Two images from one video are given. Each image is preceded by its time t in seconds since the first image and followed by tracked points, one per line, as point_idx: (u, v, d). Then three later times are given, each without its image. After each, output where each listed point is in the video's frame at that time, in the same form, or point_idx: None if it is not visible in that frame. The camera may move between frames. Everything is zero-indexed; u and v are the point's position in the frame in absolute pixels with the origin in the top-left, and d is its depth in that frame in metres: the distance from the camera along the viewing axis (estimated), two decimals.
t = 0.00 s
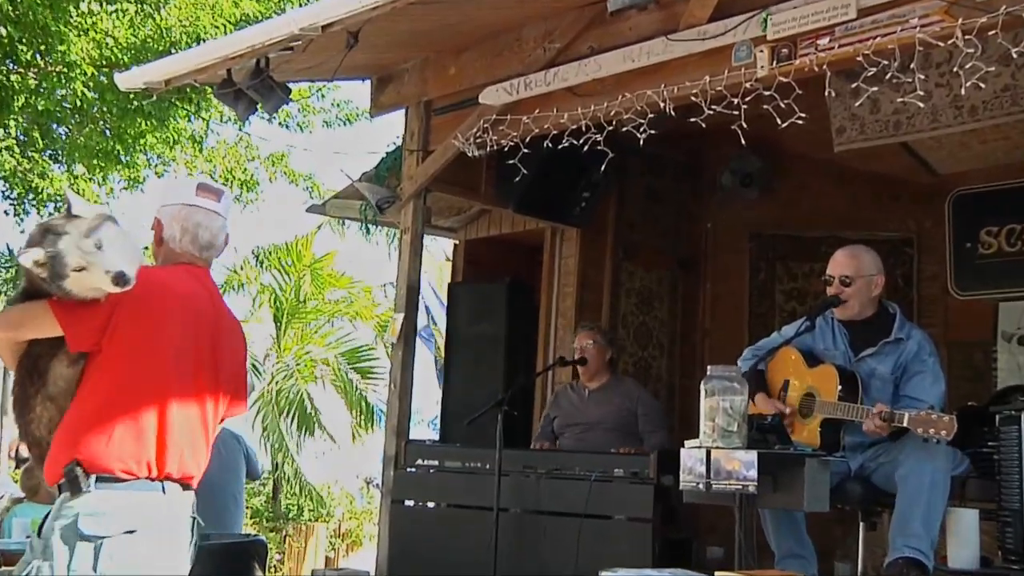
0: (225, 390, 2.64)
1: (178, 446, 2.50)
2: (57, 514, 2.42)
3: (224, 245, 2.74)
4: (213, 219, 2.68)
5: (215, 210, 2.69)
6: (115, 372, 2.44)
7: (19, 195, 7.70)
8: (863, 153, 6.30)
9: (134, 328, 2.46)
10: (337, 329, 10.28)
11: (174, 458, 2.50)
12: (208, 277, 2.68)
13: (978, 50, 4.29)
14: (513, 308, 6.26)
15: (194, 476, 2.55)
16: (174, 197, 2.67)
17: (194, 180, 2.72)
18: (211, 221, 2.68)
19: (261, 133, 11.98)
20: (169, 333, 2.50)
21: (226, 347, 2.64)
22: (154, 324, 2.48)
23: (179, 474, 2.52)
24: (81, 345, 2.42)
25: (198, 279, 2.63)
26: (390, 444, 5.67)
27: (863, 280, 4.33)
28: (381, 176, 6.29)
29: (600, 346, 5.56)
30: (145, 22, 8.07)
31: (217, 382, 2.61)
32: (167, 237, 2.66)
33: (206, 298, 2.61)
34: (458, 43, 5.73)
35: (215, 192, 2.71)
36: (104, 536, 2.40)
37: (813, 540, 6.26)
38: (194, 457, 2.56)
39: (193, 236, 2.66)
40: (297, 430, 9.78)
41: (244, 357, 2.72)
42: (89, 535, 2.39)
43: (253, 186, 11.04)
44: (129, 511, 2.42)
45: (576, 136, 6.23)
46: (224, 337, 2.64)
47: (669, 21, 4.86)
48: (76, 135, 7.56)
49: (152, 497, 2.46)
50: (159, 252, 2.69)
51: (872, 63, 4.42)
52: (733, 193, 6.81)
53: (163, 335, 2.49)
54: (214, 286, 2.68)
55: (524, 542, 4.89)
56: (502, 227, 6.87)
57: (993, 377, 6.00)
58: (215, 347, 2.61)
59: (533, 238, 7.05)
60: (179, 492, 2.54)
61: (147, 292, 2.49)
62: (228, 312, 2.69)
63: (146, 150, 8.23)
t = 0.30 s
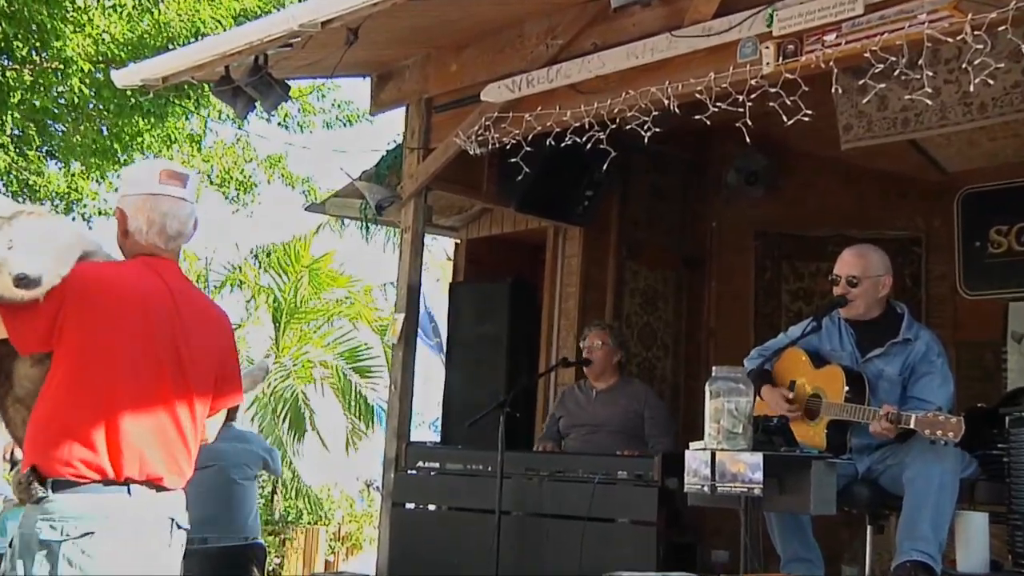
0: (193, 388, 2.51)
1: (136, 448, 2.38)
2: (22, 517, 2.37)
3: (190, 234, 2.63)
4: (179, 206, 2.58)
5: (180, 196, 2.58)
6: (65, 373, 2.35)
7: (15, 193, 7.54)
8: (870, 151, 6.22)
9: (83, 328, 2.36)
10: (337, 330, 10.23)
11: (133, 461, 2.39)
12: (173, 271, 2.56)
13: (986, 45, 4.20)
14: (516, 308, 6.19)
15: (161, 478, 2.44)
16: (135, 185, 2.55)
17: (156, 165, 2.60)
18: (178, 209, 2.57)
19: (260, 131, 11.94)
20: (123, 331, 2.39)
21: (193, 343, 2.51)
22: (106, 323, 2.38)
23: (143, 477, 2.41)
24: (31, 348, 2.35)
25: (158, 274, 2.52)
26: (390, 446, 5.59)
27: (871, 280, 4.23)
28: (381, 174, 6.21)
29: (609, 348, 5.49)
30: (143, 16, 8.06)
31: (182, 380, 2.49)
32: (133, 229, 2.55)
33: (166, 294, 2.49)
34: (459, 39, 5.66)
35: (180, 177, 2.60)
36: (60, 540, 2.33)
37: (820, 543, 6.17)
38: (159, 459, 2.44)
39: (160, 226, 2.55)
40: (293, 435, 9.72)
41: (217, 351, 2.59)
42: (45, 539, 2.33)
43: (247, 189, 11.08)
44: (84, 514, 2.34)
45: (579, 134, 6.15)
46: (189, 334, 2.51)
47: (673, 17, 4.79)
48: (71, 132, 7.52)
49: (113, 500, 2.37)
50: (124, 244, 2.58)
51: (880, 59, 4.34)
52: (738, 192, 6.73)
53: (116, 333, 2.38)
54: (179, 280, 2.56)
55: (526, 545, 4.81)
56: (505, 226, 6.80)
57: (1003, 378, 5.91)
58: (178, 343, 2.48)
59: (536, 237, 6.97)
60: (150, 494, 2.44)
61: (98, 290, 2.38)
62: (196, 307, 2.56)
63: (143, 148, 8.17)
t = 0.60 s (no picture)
0: (172, 393, 2.38)
1: (106, 459, 2.28)
2: None
3: (171, 235, 2.49)
4: (157, 207, 2.44)
5: (158, 196, 2.45)
6: (34, 384, 2.28)
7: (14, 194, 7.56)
8: (872, 151, 6.22)
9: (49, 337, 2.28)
10: (338, 330, 10.25)
11: (104, 472, 2.28)
12: (150, 273, 2.44)
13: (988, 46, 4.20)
14: (517, 308, 6.18)
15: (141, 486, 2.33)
16: (113, 186, 2.42)
17: (132, 164, 2.47)
18: (155, 210, 2.44)
19: (262, 131, 11.95)
20: (90, 339, 2.30)
21: (169, 347, 2.38)
22: (72, 331, 2.29)
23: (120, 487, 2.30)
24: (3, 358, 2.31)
25: (132, 277, 2.39)
26: (391, 446, 5.59)
27: (874, 281, 4.23)
28: (382, 174, 6.21)
29: (610, 348, 5.49)
30: (145, 17, 8.06)
31: (159, 385, 2.36)
32: (110, 233, 2.42)
33: (139, 296, 2.37)
34: (461, 39, 5.66)
35: (157, 175, 2.46)
36: (24, 549, 2.22)
37: (821, 544, 6.17)
38: (138, 468, 2.33)
39: (137, 228, 2.42)
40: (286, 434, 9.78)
41: (202, 353, 2.45)
42: (12, 548, 2.23)
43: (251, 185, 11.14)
44: (50, 522, 2.23)
45: (580, 134, 6.15)
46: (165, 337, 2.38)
47: (675, 17, 4.79)
48: (72, 133, 7.54)
49: (82, 510, 2.26)
50: (101, 245, 2.46)
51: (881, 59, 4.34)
52: (740, 192, 6.73)
53: (82, 341, 2.29)
54: (156, 282, 2.43)
55: (527, 546, 4.81)
56: (506, 226, 6.80)
57: (1005, 378, 5.91)
58: (153, 348, 2.36)
59: (537, 237, 6.97)
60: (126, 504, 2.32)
61: (64, 298, 2.30)
62: (175, 308, 2.43)
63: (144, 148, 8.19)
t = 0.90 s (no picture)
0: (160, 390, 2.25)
1: (86, 456, 2.17)
2: None
3: (179, 233, 2.39)
4: (167, 206, 2.34)
5: (167, 193, 2.34)
6: (28, 377, 2.23)
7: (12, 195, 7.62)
8: (873, 152, 6.21)
9: (37, 328, 2.23)
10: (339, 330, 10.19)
11: (86, 469, 2.18)
12: (145, 266, 2.32)
13: (990, 46, 4.20)
14: (518, 308, 6.18)
15: (127, 485, 2.21)
16: (123, 182, 2.33)
17: (147, 160, 2.38)
18: (164, 207, 2.34)
19: (262, 130, 11.93)
20: (73, 332, 2.21)
21: (158, 343, 2.25)
22: (56, 323, 2.21)
23: (106, 484, 2.20)
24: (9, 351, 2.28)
25: (122, 269, 2.28)
26: (393, 446, 5.59)
27: (879, 281, 4.23)
28: (383, 175, 6.20)
29: (611, 348, 5.49)
30: (146, 17, 8.10)
31: (146, 381, 2.24)
32: (117, 228, 2.34)
33: (128, 289, 2.26)
34: (462, 39, 5.66)
35: (170, 174, 2.37)
36: (17, 548, 2.14)
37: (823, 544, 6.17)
38: (123, 466, 2.21)
39: (143, 225, 2.32)
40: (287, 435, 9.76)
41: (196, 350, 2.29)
42: (3, 545, 2.16)
43: (254, 182, 11.18)
44: (39, 514, 2.15)
45: (581, 134, 6.15)
46: (153, 331, 2.25)
47: (676, 17, 4.79)
48: (75, 133, 7.46)
49: (70, 504, 2.17)
50: (110, 240, 2.37)
51: (883, 59, 4.34)
52: (741, 192, 6.73)
53: (69, 334, 2.21)
54: (153, 275, 2.31)
55: (528, 546, 4.81)
56: (507, 226, 6.79)
57: (1006, 378, 5.91)
58: (139, 343, 2.24)
59: (538, 236, 6.97)
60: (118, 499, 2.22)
61: (54, 288, 2.24)
62: (169, 302, 2.29)
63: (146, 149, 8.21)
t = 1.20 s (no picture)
0: (181, 387, 2.26)
1: (104, 447, 2.19)
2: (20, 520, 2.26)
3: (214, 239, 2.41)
4: (206, 212, 2.37)
5: (209, 200, 2.38)
6: (53, 369, 2.26)
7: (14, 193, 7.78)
8: (874, 152, 6.21)
9: (64, 320, 2.26)
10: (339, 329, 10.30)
11: (103, 461, 2.19)
12: (170, 264, 2.34)
13: (990, 46, 4.20)
14: (519, 308, 6.18)
15: (143, 478, 2.22)
16: (163, 183, 2.37)
17: (190, 166, 2.41)
18: (202, 213, 2.37)
19: (262, 130, 11.95)
20: (96, 324, 2.24)
21: (179, 339, 2.27)
22: (79, 317, 2.24)
23: (122, 477, 2.21)
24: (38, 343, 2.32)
25: (148, 266, 2.31)
26: (393, 446, 5.59)
27: (879, 281, 4.23)
28: (384, 175, 6.20)
29: (612, 348, 5.49)
30: (146, 17, 8.05)
31: (165, 377, 2.25)
32: (153, 227, 2.36)
33: (150, 285, 2.28)
34: (463, 39, 5.66)
35: (211, 181, 2.39)
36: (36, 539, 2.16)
37: (823, 544, 6.17)
38: (140, 460, 2.22)
39: (179, 225, 2.35)
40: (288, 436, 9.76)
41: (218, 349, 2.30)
42: (23, 536, 2.18)
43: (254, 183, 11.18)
44: (58, 506, 2.17)
45: (582, 134, 6.15)
46: (174, 327, 2.27)
47: (676, 17, 4.79)
48: (75, 133, 7.54)
49: (87, 496, 2.18)
50: (144, 238, 2.40)
51: (883, 60, 4.34)
52: (742, 192, 6.72)
53: (92, 327, 2.23)
54: (180, 275, 2.33)
55: (528, 546, 4.81)
56: (507, 226, 6.79)
57: (1007, 379, 5.91)
58: (159, 338, 2.25)
59: (538, 236, 6.96)
60: (134, 493, 2.22)
61: (79, 282, 2.26)
62: (192, 300, 2.31)
63: (146, 148, 8.23)
